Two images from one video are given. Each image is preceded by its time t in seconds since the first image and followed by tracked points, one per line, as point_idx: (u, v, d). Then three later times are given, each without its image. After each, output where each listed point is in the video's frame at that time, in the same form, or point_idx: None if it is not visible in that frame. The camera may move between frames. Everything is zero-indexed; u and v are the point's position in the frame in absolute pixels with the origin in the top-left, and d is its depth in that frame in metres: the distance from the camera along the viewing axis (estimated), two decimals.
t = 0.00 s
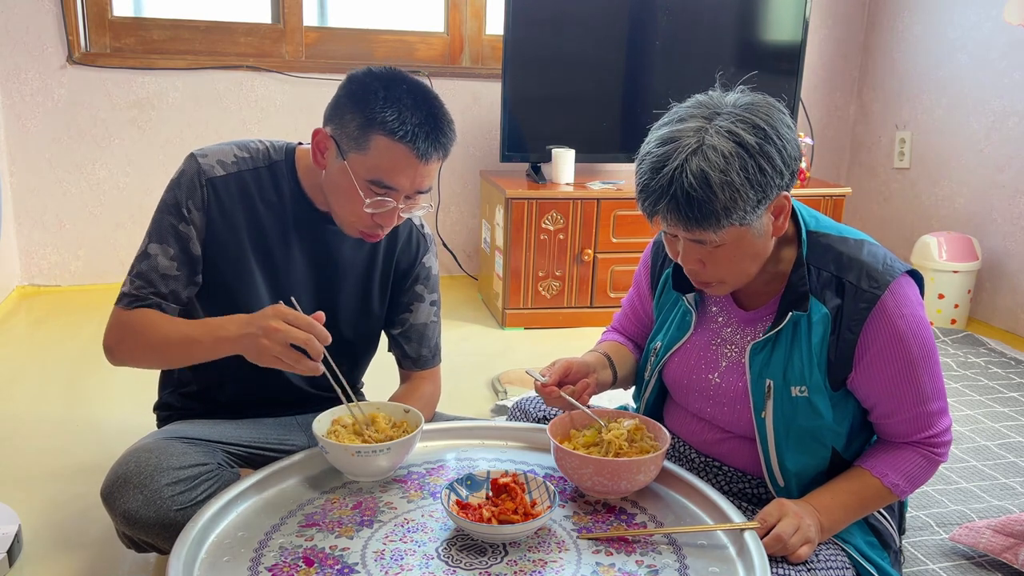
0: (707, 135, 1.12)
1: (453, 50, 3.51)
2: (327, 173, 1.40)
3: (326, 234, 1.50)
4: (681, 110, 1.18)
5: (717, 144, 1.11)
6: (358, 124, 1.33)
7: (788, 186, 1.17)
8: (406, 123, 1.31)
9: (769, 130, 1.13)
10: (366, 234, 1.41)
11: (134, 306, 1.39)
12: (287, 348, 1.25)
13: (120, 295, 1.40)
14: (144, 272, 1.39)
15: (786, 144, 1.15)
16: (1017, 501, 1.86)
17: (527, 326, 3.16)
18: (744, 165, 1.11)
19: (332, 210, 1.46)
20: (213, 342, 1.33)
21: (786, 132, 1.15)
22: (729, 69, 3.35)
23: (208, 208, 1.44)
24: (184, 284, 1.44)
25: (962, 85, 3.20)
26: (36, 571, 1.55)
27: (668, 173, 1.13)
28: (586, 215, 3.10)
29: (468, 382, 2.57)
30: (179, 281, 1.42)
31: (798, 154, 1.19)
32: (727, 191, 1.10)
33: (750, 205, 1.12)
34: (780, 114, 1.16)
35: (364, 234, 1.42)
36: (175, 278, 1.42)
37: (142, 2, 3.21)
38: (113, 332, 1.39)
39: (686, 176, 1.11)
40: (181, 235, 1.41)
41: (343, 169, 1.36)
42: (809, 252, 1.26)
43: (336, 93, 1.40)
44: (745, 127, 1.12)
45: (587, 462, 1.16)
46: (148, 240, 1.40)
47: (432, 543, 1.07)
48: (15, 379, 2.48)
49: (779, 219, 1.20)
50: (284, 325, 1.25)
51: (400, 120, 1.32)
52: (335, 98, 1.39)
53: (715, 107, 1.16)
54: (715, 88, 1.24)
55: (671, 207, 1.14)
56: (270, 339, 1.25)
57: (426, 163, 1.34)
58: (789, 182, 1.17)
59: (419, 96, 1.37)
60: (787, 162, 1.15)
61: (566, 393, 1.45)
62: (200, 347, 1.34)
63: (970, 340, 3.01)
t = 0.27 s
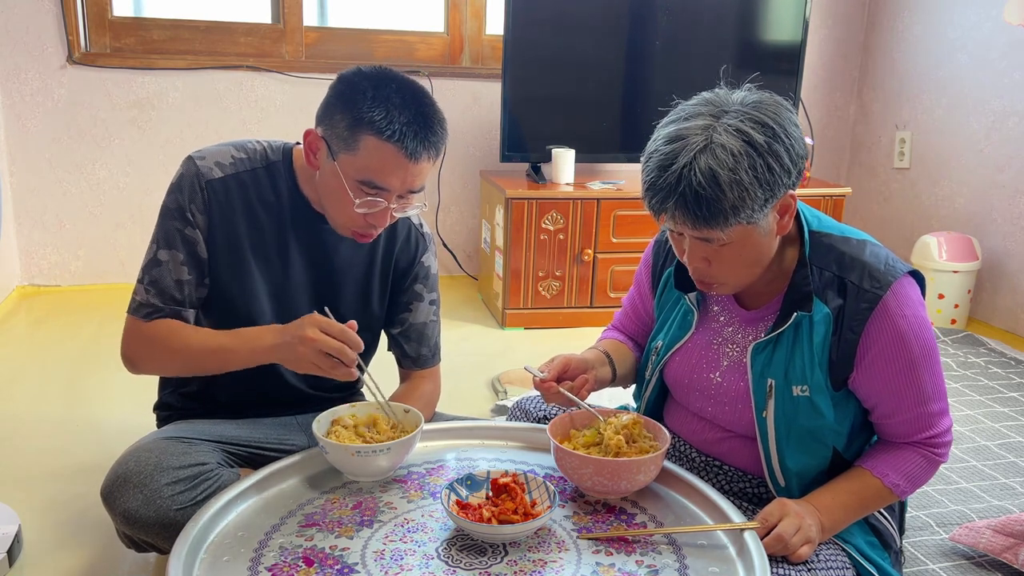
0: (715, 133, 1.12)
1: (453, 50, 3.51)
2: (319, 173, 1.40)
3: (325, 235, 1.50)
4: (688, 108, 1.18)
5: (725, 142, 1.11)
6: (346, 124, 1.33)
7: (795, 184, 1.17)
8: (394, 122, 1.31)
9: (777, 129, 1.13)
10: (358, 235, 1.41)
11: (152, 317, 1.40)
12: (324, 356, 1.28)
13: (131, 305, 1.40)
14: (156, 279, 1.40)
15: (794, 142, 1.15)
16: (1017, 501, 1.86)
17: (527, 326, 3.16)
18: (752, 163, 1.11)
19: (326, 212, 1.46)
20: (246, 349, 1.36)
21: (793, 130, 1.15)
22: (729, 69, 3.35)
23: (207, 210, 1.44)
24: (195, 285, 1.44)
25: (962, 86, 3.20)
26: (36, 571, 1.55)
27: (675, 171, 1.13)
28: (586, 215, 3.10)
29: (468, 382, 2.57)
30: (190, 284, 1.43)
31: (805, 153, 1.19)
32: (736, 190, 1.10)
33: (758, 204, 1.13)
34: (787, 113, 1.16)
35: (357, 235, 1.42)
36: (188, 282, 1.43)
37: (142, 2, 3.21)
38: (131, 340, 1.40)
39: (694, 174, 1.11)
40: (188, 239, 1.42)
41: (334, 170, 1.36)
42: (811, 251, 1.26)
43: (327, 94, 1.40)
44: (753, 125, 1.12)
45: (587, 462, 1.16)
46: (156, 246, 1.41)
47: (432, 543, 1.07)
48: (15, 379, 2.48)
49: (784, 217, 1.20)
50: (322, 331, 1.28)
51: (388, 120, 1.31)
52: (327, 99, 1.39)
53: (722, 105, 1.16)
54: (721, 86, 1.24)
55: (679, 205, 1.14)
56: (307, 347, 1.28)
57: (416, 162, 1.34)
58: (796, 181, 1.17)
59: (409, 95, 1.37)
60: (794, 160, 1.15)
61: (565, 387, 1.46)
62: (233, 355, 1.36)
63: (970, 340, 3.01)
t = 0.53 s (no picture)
0: (719, 132, 1.12)
1: (453, 50, 3.51)
2: (321, 173, 1.40)
3: (325, 235, 1.50)
4: (690, 107, 1.18)
5: (729, 141, 1.11)
6: (349, 124, 1.33)
7: (797, 184, 1.17)
8: (397, 123, 1.31)
9: (781, 129, 1.13)
10: (360, 233, 1.42)
11: (138, 313, 1.40)
12: (287, 346, 1.25)
13: (123, 301, 1.41)
14: (145, 276, 1.40)
15: (797, 142, 1.15)
16: (1017, 500, 1.86)
17: (527, 325, 3.16)
18: (756, 162, 1.11)
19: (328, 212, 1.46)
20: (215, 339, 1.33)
21: (796, 130, 1.15)
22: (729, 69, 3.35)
23: (205, 210, 1.44)
24: (185, 285, 1.45)
25: (962, 86, 3.20)
26: (36, 571, 1.55)
27: (679, 170, 1.13)
28: (586, 215, 3.10)
29: (468, 382, 2.57)
30: (179, 283, 1.43)
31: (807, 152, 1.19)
32: (739, 189, 1.10)
33: (761, 204, 1.13)
34: (790, 112, 1.16)
35: (359, 234, 1.42)
36: (176, 281, 1.43)
37: (142, 2, 3.21)
38: (119, 336, 1.40)
39: (697, 173, 1.11)
40: (181, 238, 1.42)
41: (336, 170, 1.36)
42: (812, 251, 1.26)
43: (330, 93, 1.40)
44: (756, 125, 1.12)
45: (587, 462, 1.16)
46: (149, 243, 1.41)
47: (432, 543, 1.07)
48: (15, 379, 2.48)
49: (786, 216, 1.20)
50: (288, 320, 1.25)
51: (390, 121, 1.31)
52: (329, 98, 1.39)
53: (726, 104, 1.16)
54: (723, 85, 1.24)
55: (682, 204, 1.13)
56: (271, 337, 1.25)
57: (418, 164, 1.34)
58: (798, 180, 1.17)
59: (411, 95, 1.37)
60: (797, 160, 1.15)
61: (564, 387, 1.46)
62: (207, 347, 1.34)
63: (970, 340, 3.01)
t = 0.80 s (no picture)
0: (718, 132, 1.12)
1: (453, 50, 3.51)
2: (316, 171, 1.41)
3: (323, 235, 1.50)
4: (690, 106, 1.18)
5: (728, 141, 1.11)
6: (342, 123, 1.33)
7: (796, 184, 1.17)
8: (390, 122, 1.31)
9: (780, 128, 1.13)
10: (355, 232, 1.42)
11: (136, 314, 1.40)
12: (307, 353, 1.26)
13: (116, 300, 1.40)
14: (143, 277, 1.40)
15: (796, 142, 1.15)
16: (1017, 501, 1.86)
17: (527, 326, 3.16)
18: (755, 162, 1.11)
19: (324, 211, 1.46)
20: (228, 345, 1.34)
21: (796, 130, 1.15)
22: (729, 69, 3.35)
23: (203, 211, 1.44)
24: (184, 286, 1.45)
25: (962, 86, 3.20)
26: (36, 570, 1.55)
27: (678, 169, 1.13)
28: (586, 215, 3.10)
29: (468, 382, 2.57)
30: (177, 284, 1.43)
31: (807, 152, 1.19)
32: (738, 189, 1.10)
33: (760, 203, 1.13)
34: (790, 112, 1.16)
35: (354, 232, 1.42)
36: (175, 282, 1.43)
37: (142, 2, 3.21)
38: (115, 337, 1.40)
39: (696, 173, 1.11)
40: (179, 239, 1.42)
41: (331, 169, 1.36)
42: (812, 250, 1.26)
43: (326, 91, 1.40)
44: (756, 125, 1.12)
45: (587, 462, 1.16)
46: (146, 244, 1.41)
47: (432, 543, 1.07)
48: (15, 379, 2.48)
49: (785, 216, 1.20)
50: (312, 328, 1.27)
51: (383, 119, 1.31)
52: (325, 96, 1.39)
53: (725, 104, 1.16)
54: (723, 84, 1.24)
55: (681, 203, 1.14)
56: (292, 343, 1.26)
57: (411, 162, 1.33)
58: (798, 180, 1.17)
59: (406, 94, 1.37)
60: (797, 160, 1.15)
61: (562, 387, 1.46)
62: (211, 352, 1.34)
63: (970, 340, 3.01)
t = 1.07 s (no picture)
0: (719, 129, 1.12)
1: (453, 50, 3.52)
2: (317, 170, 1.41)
3: (322, 236, 1.50)
4: (691, 103, 1.18)
5: (729, 138, 1.11)
6: (343, 122, 1.33)
7: (797, 181, 1.17)
8: (391, 121, 1.31)
9: (781, 125, 1.13)
10: (356, 231, 1.42)
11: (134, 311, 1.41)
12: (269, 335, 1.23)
13: (116, 300, 1.42)
14: (140, 275, 1.40)
15: (797, 139, 1.15)
16: (1017, 501, 1.86)
17: (527, 325, 3.16)
18: (756, 159, 1.11)
19: (324, 210, 1.46)
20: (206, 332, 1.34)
21: (797, 127, 1.15)
22: (729, 69, 3.35)
23: (202, 211, 1.44)
24: (179, 287, 1.44)
25: (962, 86, 3.20)
26: (36, 571, 1.55)
27: (679, 166, 1.13)
28: (586, 215, 3.10)
29: (468, 382, 2.57)
30: (173, 283, 1.43)
31: (808, 149, 1.19)
32: (739, 185, 1.10)
33: (761, 200, 1.13)
34: (791, 109, 1.16)
35: (354, 231, 1.42)
36: (169, 282, 1.43)
37: (142, 2, 3.21)
38: (114, 336, 1.41)
39: (698, 169, 1.11)
40: (177, 239, 1.42)
41: (331, 168, 1.36)
42: (812, 248, 1.26)
43: (326, 90, 1.40)
44: (756, 121, 1.12)
45: (587, 462, 1.16)
46: (144, 244, 1.41)
47: (432, 543, 1.07)
48: (15, 379, 2.48)
49: (785, 213, 1.20)
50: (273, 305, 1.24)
51: (385, 118, 1.31)
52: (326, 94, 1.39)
53: (726, 101, 1.16)
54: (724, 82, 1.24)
55: (683, 200, 1.14)
56: (255, 325, 1.24)
57: (412, 162, 1.33)
58: (799, 177, 1.17)
59: (407, 93, 1.37)
60: (797, 157, 1.15)
61: (561, 389, 1.46)
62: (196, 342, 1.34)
63: (970, 340, 3.01)
